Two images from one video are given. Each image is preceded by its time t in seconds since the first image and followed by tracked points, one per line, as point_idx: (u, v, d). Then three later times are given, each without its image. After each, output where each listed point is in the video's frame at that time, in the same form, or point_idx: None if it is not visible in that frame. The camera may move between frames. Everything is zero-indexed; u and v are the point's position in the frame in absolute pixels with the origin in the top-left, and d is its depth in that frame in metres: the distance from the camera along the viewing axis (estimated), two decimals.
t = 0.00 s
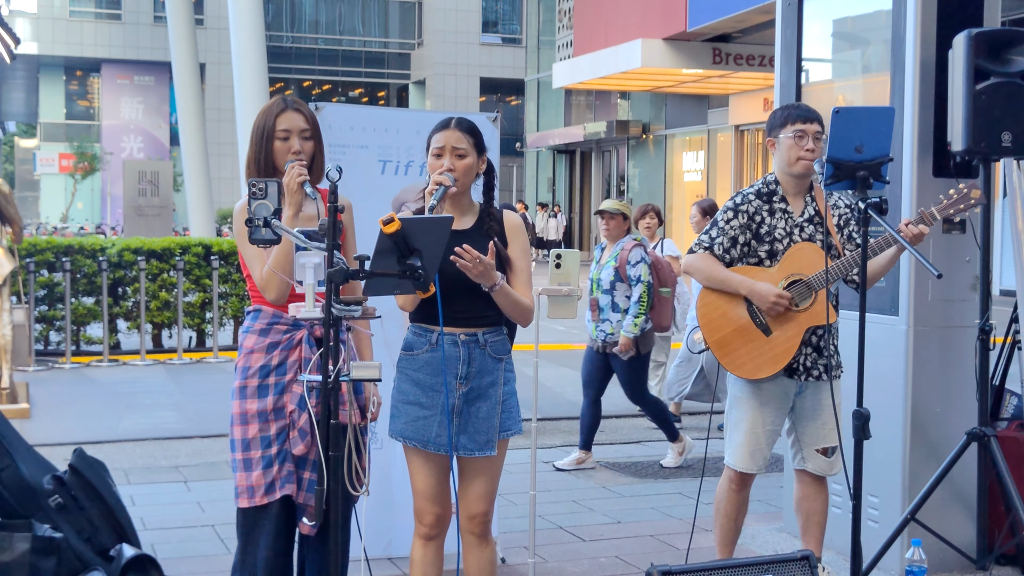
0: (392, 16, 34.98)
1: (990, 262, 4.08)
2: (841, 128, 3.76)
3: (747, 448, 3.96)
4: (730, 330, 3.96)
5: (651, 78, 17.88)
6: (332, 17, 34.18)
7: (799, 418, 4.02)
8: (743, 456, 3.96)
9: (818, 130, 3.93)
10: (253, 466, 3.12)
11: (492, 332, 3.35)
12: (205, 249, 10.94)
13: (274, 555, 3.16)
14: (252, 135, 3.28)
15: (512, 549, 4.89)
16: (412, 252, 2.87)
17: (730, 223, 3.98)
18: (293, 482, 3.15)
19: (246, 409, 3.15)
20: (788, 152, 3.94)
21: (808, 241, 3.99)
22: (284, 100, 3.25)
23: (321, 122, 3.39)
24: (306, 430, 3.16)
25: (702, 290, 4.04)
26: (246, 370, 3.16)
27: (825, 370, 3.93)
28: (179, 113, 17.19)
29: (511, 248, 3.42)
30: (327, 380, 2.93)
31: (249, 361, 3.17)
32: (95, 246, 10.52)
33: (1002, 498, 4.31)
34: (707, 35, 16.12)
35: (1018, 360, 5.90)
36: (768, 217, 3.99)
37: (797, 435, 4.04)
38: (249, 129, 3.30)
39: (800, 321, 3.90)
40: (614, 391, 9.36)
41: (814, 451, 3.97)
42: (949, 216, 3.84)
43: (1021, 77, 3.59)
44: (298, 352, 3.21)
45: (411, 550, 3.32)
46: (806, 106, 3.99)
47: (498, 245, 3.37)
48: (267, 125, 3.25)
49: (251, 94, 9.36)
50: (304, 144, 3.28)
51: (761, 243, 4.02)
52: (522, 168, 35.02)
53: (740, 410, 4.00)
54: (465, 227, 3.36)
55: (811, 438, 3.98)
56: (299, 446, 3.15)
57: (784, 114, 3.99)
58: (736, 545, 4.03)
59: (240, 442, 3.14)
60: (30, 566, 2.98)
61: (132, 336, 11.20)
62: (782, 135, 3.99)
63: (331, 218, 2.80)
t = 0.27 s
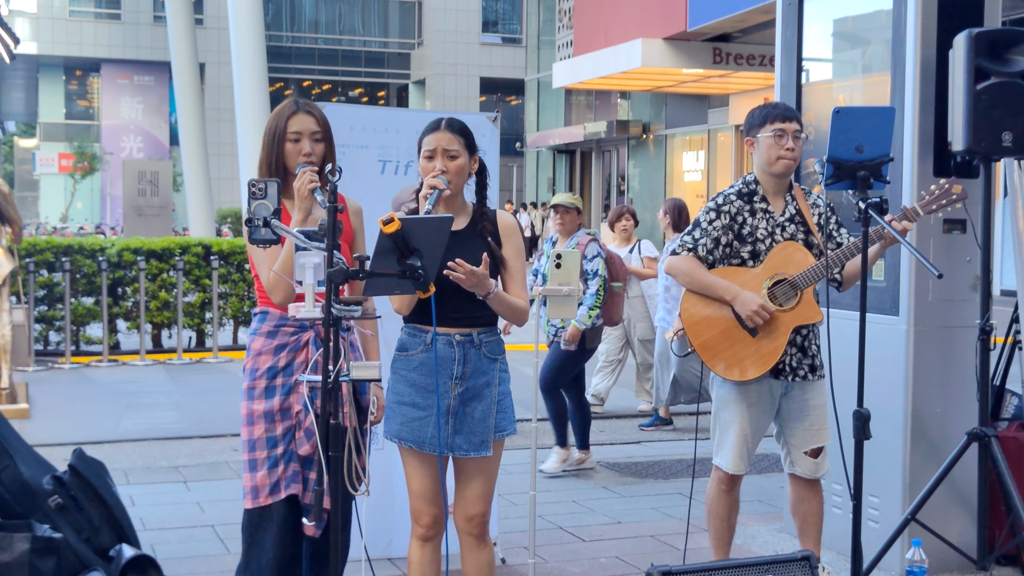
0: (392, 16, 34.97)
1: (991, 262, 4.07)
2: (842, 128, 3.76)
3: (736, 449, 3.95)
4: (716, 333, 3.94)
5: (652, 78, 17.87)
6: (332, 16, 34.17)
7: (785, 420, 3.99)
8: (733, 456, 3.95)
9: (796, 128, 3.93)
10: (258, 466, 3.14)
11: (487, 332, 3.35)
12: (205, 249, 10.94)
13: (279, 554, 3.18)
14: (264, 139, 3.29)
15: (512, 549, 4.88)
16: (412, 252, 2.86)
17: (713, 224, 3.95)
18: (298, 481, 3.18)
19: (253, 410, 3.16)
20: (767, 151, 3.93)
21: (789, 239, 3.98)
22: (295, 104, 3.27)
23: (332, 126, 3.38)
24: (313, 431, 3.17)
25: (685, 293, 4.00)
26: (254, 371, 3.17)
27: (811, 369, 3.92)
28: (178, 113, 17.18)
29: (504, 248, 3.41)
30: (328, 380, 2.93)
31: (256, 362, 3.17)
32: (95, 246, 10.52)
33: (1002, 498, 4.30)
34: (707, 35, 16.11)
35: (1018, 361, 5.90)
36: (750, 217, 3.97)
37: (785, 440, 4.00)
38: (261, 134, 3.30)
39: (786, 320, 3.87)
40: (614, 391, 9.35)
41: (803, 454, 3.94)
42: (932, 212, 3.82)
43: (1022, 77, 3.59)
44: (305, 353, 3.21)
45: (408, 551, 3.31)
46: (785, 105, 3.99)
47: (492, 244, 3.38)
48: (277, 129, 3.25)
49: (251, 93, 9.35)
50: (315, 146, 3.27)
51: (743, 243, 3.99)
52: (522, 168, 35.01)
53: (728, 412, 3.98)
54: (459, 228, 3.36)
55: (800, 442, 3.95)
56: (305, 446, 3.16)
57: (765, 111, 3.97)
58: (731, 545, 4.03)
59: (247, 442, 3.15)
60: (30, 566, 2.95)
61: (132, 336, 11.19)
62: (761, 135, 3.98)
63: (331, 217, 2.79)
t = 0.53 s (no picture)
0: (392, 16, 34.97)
1: (991, 262, 4.07)
2: (842, 128, 3.76)
3: (727, 451, 3.96)
4: (702, 335, 3.95)
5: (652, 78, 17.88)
6: (332, 16, 34.19)
7: (774, 421, 3.99)
8: (724, 458, 3.96)
9: (777, 127, 3.93)
10: (266, 467, 3.14)
11: (484, 331, 3.35)
12: (205, 249, 10.94)
13: (288, 555, 3.16)
14: (270, 141, 3.30)
15: (512, 549, 4.88)
16: (412, 252, 2.87)
17: (698, 227, 3.93)
18: (306, 483, 3.17)
19: (259, 412, 3.17)
20: (749, 151, 3.93)
21: (774, 240, 3.97)
22: (300, 107, 3.29)
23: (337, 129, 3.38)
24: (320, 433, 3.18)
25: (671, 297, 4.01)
26: (261, 375, 3.18)
27: (800, 369, 3.91)
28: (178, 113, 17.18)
29: (501, 247, 3.40)
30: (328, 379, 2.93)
31: (262, 366, 3.18)
32: (95, 246, 10.52)
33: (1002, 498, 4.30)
34: (707, 35, 16.09)
35: (1019, 361, 5.90)
36: (734, 219, 3.96)
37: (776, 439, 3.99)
38: (267, 136, 3.31)
39: (772, 321, 3.86)
40: (614, 391, 9.36)
41: (795, 454, 3.93)
42: (915, 210, 3.83)
43: (1022, 77, 3.59)
44: (311, 356, 3.21)
45: (407, 552, 3.30)
46: (764, 105, 4.00)
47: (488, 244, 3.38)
48: (282, 131, 3.26)
49: (251, 93, 9.36)
50: (321, 148, 3.28)
51: (728, 246, 3.98)
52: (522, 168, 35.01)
53: (717, 414, 3.98)
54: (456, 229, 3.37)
55: (790, 443, 3.94)
56: (311, 448, 3.17)
57: (743, 113, 3.99)
58: (727, 545, 4.03)
59: (254, 444, 3.16)
60: (30, 566, 2.97)
61: (132, 337, 11.20)
62: (742, 135, 3.99)
63: (331, 217, 2.79)
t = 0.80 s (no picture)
0: (391, 16, 34.95)
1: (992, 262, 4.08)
2: (842, 128, 3.76)
3: (727, 451, 3.95)
4: (698, 336, 3.92)
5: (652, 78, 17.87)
6: (332, 16, 34.20)
7: (773, 420, 3.98)
8: (723, 458, 3.96)
9: (768, 126, 3.93)
10: (268, 466, 3.15)
11: (483, 331, 3.36)
12: (205, 249, 10.94)
13: (290, 553, 3.18)
14: (270, 142, 3.30)
15: (512, 549, 4.88)
16: (412, 252, 2.87)
17: (690, 228, 3.96)
18: (309, 481, 3.18)
19: (262, 412, 3.17)
20: (741, 152, 3.94)
21: (768, 239, 3.97)
22: (300, 109, 3.29)
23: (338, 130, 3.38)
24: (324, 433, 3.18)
25: (667, 298, 3.99)
26: (263, 375, 3.18)
27: (797, 368, 3.92)
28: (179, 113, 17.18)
29: (498, 247, 3.41)
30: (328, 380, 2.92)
31: (266, 366, 3.18)
32: (95, 246, 10.52)
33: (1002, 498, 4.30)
34: (707, 35, 16.09)
35: (1019, 361, 5.90)
36: (727, 219, 3.97)
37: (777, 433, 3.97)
38: (268, 137, 3.31)
39: (767, 320, 3.87)
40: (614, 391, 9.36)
41: (795, 454, 3.92)
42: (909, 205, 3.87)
43: (1022, 77, 3.59)
44: (313, 356, 3.21)
45: (406, 552, 3.31)
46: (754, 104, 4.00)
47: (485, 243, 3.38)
48: (283, 133, 3.26)
49: (251, 93, 9.36)
50: (322, 149, 3.27)
51: (722, 246, 3.99)
52: (522, 168, 35.01)
53: (716, 415, 3.98)
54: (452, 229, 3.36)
55: (790, 441, 3.94)
56: (314, 447, 3.17)
57: (734, 114, 3.99)
58: (727, 546, 4.03)
59: (257, 443, 3.16)
60: (30, 566, 2.95)
61: (132, 337, 11.19)
62: (734, 136, 3.99)
63: (331, 218, 2.79)
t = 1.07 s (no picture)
0: (392, 16, 34.96)
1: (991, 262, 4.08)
2: (842, 128, 3.77)
3: (731, 452, 3.96)
4: (702, 335, 3.94)
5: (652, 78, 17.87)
6: (332, 17, 34.23)
7: (778, 419, 3.99)
8: (728, 458, 3.97)
9: (773, 128, 3.94)
10: (268, 464, 3.16)
11: (485, 331, 3.36)
12: (205, 249, 10.95)
13: (290, 552, 3.18)
14: (267, 143, 3.30)
15: (513, 549, 4.89)
16: (412, 252, 2.87)
17: (694, 228, 3.96)
18: (308, 480, 3.19)
19: (261, 411, 3.17)
20: (745, 153, 3.94)
21: (773, 240, 3.97)
22: (298, 110, 3.29)
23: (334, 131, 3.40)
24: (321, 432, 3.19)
25: (671, 297, 4.00)
26: (262, 375, 3.18)
27: (802, 368, 3.91)
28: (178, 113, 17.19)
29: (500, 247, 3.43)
30: (327, 380, 2.93)
31: (265, 366, 3.18)
32: (95, 246, 10.53)
33: (1002, 498, 4.31)
34: (707, 35, 16.09)
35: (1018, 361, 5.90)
36: (731, 220, 3.97)
37: (780, 437, 3.99)
38: (265, 138, 3.32)
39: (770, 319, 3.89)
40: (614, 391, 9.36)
41: (798, 454, 3.93)
42: (913, 205, 3.85)
43: (1021, 77, 3.59)
44: (313, 356, 3.22)
45: (407, 552, 3.32)
46: (759, 105, 4.00)
47: (484, 241, 3.37)
48: (281, 134, 3.27)
49: (252, 94, 9.37)
50: (319, 151, 3.29)
51: (727, 246, 4.00)
52: (522, 168, 35.01)
53: (720, 414, 3.98)
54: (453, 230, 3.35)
55: (795, 440, 3.93)
56: (314, 447, 3.18)
57: (739, 113, 4.00)
58: (728, 546, 4.04)
59: (256, 442, 3.17)
60: (30, 566, 2.95)
61: (132, 337, 11.20)
62: (738, 136, 3.99)
63: (331, 218, 2.79)
